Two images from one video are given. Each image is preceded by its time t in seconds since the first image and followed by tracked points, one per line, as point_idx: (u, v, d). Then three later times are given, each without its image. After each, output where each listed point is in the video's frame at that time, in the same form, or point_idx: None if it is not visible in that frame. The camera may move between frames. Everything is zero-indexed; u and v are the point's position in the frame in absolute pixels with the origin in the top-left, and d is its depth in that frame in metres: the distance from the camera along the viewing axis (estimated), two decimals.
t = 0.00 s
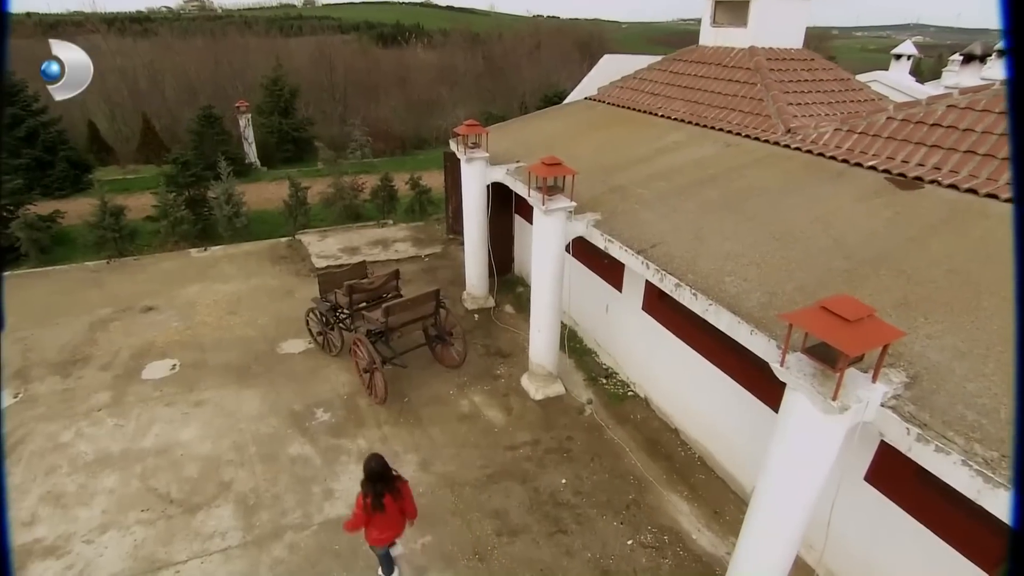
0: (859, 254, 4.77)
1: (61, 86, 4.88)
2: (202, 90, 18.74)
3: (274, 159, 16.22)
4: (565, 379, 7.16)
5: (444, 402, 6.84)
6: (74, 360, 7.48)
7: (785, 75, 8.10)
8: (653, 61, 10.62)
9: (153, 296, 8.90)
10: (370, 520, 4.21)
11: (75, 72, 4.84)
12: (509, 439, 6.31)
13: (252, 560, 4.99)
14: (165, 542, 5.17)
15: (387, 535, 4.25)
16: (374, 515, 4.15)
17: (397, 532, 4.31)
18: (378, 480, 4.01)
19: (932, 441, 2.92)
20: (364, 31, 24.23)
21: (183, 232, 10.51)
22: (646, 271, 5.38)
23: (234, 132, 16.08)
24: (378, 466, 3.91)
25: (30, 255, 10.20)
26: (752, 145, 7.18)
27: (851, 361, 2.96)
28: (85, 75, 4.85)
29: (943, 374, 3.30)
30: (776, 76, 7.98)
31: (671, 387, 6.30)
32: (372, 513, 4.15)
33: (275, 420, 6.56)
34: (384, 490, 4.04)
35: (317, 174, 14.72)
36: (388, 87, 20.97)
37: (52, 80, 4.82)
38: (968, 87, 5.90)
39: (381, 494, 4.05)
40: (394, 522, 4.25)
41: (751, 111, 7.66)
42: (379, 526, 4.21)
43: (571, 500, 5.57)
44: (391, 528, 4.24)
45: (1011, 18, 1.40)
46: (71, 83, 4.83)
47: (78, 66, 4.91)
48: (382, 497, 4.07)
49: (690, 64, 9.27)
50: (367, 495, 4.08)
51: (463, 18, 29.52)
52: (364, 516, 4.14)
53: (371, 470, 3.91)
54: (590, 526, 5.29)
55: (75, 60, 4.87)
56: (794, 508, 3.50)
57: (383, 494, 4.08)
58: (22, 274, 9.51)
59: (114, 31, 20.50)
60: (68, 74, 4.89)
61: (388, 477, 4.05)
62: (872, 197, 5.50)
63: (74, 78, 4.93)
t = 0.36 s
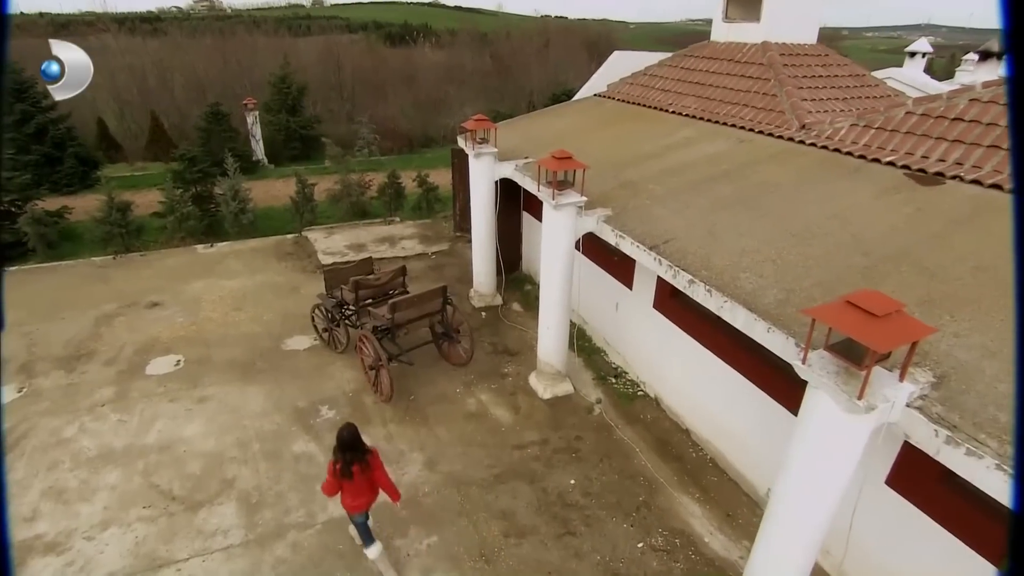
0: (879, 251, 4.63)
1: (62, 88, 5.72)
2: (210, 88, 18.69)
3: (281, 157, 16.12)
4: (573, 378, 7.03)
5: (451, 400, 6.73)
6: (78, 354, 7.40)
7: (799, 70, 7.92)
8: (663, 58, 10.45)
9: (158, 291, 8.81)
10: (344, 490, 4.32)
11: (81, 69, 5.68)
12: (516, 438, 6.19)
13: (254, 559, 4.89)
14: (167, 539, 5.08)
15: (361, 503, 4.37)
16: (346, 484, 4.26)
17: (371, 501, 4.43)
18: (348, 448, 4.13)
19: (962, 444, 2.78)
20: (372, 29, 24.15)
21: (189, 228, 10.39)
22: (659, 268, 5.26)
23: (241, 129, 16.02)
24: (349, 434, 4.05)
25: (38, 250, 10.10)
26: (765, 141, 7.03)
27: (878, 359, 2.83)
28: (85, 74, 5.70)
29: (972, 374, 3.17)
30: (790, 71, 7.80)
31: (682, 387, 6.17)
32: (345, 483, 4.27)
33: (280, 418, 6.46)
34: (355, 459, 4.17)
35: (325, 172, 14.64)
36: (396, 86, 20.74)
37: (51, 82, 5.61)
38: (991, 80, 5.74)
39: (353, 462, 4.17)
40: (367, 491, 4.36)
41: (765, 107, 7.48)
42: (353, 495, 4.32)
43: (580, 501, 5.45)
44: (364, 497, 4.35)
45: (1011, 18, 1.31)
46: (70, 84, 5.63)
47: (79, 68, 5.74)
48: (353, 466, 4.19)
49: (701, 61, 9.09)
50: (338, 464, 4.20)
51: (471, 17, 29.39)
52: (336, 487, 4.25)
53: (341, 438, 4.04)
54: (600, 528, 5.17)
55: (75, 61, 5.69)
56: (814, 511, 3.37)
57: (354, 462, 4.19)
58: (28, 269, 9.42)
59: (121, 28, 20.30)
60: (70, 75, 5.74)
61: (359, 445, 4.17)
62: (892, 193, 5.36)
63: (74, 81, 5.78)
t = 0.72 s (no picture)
0: (908, 246, 4.46)
1: (63, 89, 4.26)
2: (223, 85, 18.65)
3: (292, 154, 16.01)
4: (586, 376, 6.88)
5: (461, 397, 6.60)
6: (87, 347, 7.32)
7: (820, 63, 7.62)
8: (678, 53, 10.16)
9: (168, 285, 8.67)
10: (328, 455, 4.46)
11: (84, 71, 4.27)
12: (527, 437, 6.05)
13: (259, 557, 4.78)
14: (171, 535, 4.97)
15: (348, 463, 4.55)
16: (332, 448, 4.41)
17: (354, 463, 4.58)
18: (330, 411, 4.28)
19: (1006, 448, 2.61)
20: (384, 26, 24.00)
21: (199, 222, 10.21)
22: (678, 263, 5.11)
23: (252, 125, 15.94)
24: (331, 399, 4.21)
25: (49, 244, 9.91)
26: (784, 135, 6.83)
27: (918, 356, 2.67)
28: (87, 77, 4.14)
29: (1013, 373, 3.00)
30: (810, 64, 7.51)
31: (698, 387, 6.01)
32: (330, 448, 4.41)
33: (287, 413, 6.36)
34: (338, 422, 4.32)
35: (335, 169, 14.53)
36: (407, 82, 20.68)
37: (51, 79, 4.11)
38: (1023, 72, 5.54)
39: (337, 424, 4.32)
40: (351, 451, 4.54)
41: (783, 101, 7.24)
42: (340, 456, 4.49)
43: (593, 503, 5.30)
44: (350, 456, 4.53)
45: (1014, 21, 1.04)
46: (71, 88, 4.06)
47: (81, 67, 4.24)
48: (336, 429, 4.34)
49: (718, 55, 8.79)
50: (321, 430, 4.34)
51: (483, 16, 29.22)
52: (324, 453, 4.38)
53: (323, 403, 4.19)
54: (613, 530, 5.02)
55: (76, 60, 4.19)
56: (843, 515, 3.22)
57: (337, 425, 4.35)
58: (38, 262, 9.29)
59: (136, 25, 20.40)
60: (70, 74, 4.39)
61: (339, 408, 4.33)
62: (919, 187, 5.17)
63: (76, 80, 4.27)
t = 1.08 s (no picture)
0: (939, 239, 4.28)
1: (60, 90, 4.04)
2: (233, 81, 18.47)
3: (301, 151, 15.90)
4: (598, 374, 6.70)
5: (470, 394, 6.46)
6: (92, 340, 7.21)
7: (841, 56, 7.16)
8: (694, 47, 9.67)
9: (175, 278, 8.49)
10: (306, 421, 4.72)
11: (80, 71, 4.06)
12: (539, 435, 5.90)
13: (262, 555, 4.64)
14: (174, 531, 4.85)
15: (326, 431, 4.80)
16: (310, 414, 4.66)
17: (332, 432, 4.84)
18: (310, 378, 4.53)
19: None
20: (394, 22, 23.76)
21: (207, 216, 9.91)
22: (697, 256, 4.95)
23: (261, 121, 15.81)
24: (310, 366, 4.46)
25: (57, 237, 9.51)
26: (802, 128, 6.51)
27: (965, 349, 2.51)
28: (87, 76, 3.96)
29: None
30: (830, 56, 7.07)
31: (714, 385, 5.83)
32: (307, 413, 4.67)
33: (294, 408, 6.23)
34: (317, 389, 4.57)
35: (344, 165, 14.36)
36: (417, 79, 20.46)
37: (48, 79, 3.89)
38: None
39: (317, 391, 4.58)
40: (330, 420, 4.79)
41: (802, 95, 6.90)
42: (317, 423, 4.74)
43: (607, 503, 5.14)
44: (328, 425, 4.77)
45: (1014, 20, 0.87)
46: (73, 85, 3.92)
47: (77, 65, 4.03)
48: (314, 395, 4.59)
49: (734, 48, 8.38)
50: (300, 395, 4.60)
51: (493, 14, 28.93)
52: (300, 417, 4.64)
53: (303, 368, 4.44)
54: (628, 532, 4.86)
55: (75, 60, 4.01)
56: (878, 518, 3.06)
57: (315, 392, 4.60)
58: (46, 255, 9.00)
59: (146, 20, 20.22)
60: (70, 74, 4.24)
61: (320, 377, 4.59)
62: (948, 179, 4.98)
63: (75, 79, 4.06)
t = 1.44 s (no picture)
0: (971, 229, 4.10)
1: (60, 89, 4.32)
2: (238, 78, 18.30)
3: (307, 147, 15.80)
4: (610, 371, 6.50)
5: (478, 390, 6.29)
6: (93, 334, 7.06)
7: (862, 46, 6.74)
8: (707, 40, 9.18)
9: (177, 272, 8.33)
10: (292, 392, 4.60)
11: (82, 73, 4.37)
12: (549, 433, 5.73)
13: (264, 554, 4.49)
14: (172, 529, 4.70)
15: (313, 403, 4.66)
16: (294, 385, 4.53)
17: (320, 405, 4.71)
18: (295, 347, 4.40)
19: None
20: (401, 19, 23.55)
21: (211, 210, 9.69)
22: (715, 247, 4.78)
23: (267, 117, 15.66)
24: (296, 338, 4.33)
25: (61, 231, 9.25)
26: (821, 119, 6.15)
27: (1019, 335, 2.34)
28: (87, 77, 4.24)
29: None
30: (850, 45, 6.67)
31: (730, 382, 5.64)
32: (293, 384, 4.55)
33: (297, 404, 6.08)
34: (301, 360, 4.44)
35: (350, 161, 14.18)
36: (423, 76, 20.27)
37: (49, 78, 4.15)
38: None
39: (301, 362, 4.45)
40: (317, 393, 4.65)
41: (819, 86, 6.46)
42: (302, 396, 4.59)
43: (620, 503, 4.97)
44: (313, 398, 4.62)
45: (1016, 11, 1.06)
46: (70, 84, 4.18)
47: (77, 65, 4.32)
48: (299, 367, 4.47)
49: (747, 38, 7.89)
50: (285, 366, 4.49)
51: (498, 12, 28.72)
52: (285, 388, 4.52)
53: (288, 339, 4.31)
54: (642, 533, 4.68)
55: (76, 60, 4.31)
56: (921, 520, 2.88)
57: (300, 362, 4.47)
58: (48, 249, 8.75)
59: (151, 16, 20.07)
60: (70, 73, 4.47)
61: (305, 348, 4.45)
62: (977, 167, 4.79)
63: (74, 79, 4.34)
